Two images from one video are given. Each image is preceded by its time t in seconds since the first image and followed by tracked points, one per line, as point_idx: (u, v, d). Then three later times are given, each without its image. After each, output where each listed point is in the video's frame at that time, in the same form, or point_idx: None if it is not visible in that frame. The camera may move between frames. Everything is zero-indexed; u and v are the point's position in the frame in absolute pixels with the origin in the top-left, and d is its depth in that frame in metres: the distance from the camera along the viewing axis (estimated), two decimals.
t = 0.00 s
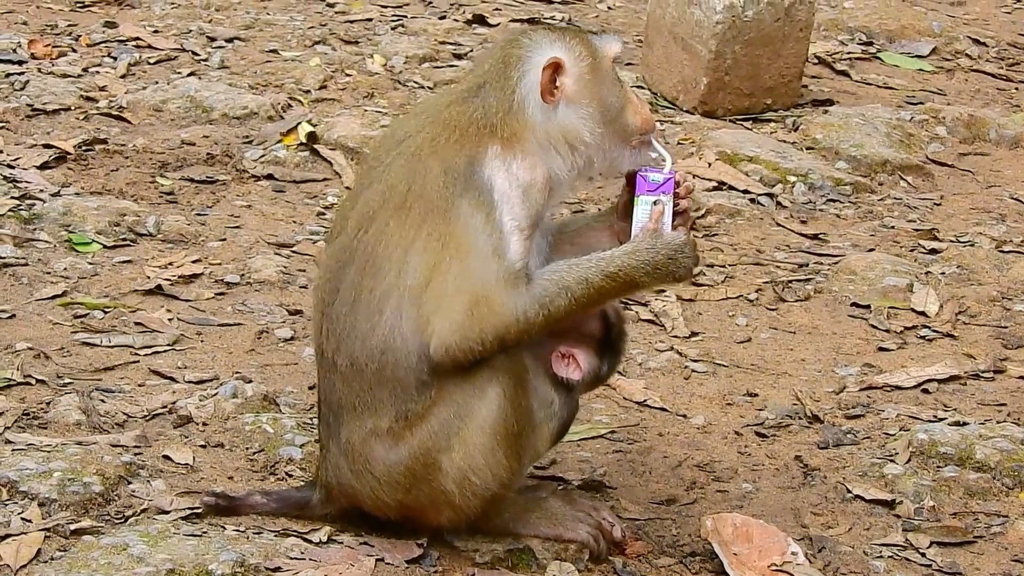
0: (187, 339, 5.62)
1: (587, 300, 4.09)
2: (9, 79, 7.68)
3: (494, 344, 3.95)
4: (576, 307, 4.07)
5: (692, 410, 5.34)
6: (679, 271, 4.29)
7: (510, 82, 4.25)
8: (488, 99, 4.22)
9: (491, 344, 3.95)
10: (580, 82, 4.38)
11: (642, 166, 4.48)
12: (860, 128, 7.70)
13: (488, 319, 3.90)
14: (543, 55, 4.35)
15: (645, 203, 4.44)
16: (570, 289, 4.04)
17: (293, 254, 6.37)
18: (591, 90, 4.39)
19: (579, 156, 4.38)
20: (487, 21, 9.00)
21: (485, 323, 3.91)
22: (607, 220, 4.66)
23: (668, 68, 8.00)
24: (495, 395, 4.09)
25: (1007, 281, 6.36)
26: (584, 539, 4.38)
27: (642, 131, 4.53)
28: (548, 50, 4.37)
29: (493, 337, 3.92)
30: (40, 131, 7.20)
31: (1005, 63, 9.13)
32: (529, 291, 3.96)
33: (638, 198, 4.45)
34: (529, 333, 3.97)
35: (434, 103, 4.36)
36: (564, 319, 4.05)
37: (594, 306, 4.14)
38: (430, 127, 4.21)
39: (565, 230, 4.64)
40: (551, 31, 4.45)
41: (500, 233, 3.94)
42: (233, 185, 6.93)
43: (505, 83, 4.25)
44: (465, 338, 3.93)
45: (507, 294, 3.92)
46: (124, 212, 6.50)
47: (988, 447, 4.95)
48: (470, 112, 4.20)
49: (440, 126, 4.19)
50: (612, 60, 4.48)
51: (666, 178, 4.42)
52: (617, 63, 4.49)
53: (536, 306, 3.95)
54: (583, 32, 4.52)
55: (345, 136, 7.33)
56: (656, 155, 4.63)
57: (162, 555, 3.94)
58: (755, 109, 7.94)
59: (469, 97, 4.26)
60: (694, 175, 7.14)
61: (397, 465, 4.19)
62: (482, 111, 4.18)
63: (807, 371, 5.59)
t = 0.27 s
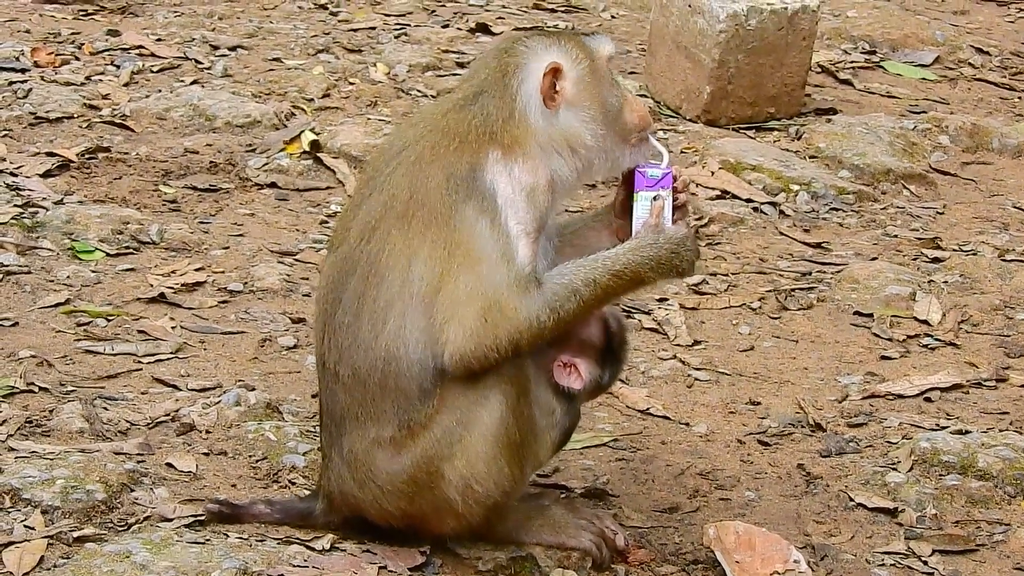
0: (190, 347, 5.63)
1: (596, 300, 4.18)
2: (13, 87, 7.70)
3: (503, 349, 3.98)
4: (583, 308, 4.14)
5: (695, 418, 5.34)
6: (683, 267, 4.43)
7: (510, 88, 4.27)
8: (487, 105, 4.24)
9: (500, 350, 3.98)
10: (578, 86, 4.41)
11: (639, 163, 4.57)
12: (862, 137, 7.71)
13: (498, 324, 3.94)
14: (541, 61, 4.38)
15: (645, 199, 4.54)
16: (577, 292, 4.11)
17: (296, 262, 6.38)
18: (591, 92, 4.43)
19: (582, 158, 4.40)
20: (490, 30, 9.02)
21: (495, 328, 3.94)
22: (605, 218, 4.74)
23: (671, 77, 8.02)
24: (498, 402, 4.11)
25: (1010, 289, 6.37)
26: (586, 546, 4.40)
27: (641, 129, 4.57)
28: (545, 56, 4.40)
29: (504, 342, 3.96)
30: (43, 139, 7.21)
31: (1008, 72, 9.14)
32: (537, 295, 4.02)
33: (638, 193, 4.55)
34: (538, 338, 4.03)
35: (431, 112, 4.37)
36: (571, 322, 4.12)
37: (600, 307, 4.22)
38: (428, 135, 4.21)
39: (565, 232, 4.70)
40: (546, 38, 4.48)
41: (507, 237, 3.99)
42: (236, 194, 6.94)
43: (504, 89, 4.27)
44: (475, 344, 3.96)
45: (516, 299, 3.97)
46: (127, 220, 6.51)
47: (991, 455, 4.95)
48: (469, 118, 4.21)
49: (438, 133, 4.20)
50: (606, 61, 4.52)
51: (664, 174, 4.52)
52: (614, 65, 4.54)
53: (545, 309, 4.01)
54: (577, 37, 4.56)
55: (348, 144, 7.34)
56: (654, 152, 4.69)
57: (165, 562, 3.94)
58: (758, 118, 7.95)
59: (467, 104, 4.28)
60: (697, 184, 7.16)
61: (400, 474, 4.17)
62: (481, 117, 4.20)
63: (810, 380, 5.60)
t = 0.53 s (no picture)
0: (191, 351, 5.63)
1: (596, 299, 4.19)
2: (13, 91, 7.70)
3: (505, 353, 3.99)
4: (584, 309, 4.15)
5: (696, 422, 5.35)
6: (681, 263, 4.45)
7: (505, 92, 4.28)
8: (482, 108, 4.24)
9: (503, 353, 3.99)
10: (572, 88, 4.45)
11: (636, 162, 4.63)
12: (863, 141, 7.72)
13: (500, 328, 3.96)
14: (535, 64, 4.39)
15: (642, 197, 4.59)
16: (578, 293, 4.13)
17: (297, 266, 6.39)
18: (585, 95, 4.48)
19: (578, 160, 4.45)
20: (490, 34, 9.03)
21: (498, 332, 3.96)
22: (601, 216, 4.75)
23: (672, 80, 8.03)
24: (498, 406, 4.11)
25: (1011, 293, 6.37)
26: (587, 550, 4.41)
27: (634, 130, 4.63)
28: (539, 59, 4.42)
29: (507, 345, 3.98)
30: (44, 143, 7.21)
31: (1008, 76, 9.15)
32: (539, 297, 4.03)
33: (636, 191, 4.60)
34: (540, 340, 4.05)
35: (425, 117, 4.37)
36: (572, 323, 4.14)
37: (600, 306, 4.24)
38: (425, 139, 4.22)
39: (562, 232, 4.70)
40: (536, 41, 4.49)
41: (506, 240, 3.99)
42: (237, 198, 6.94)
43: (498, 92, 4.28)
44: (477, 348, 3.97)
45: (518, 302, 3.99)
46: (128, 223, 6.52)
47: (992, 459, 4.96)
48: (465, 122, 4.21)
49: (435, 138, 4.20)
50: (597, 65, 4.57)
51: (660, 172, 4.57)
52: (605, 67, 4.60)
53: (547, 311, 4.03)
54: (567, 40, 4.58)
55: (348, 148, 7.34)
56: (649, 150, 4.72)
57: (166, 566, 3.94)
58: (759, 122, 7.96)
59: (461, 108, 4.28)
60: (698, 188, 7.16)
61: (402, 479, 4.17)
62: (476, 121, 4.20)
63: (811, 383, 5.60)
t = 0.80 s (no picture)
0: (193, 354, 5.63)
1: (597, 301, 4.19)
2: (15, 94, 7.71)
3: (509, 356, 4.00)
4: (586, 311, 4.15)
5: (698, 425, 5.35)
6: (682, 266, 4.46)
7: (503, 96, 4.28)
8: (479, 112, 4.25)
9: (505, 357, 4.00)
10: (571, 91, 4.45)
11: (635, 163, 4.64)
12: (864, 143, 7.72)
13: (504, 331, 3.96)
14: (533, 68, 4.39)
15: (643, 199, 4.60)
16: (579, 296, 4.13)
17: (299, 269, 6.39)
18: (584, 98, 4.48)
19: (577, 162, 4.46)
20: (492, 36, 9.02)
21: (501, 335, 3.96)
22: (600, 217, 4.75)
23: (673, 82, 8.04)
24: (500, 410, 4.11)
25: (1013, 296, 6.37)
26: (590, 554, 4.41)
27: (634, 132, 4.63)
28: (538, 62, 4.42)
29: (510, 348, 3.99)
30: (45, 146, 7.21)
31: (1009, 78, 9.14)
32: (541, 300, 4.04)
33: (636, 193, 4.61)
34: (542, 343, 4.06)
35: (424, 121, 4.37)
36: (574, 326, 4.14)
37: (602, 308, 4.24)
38: (424, 143, 4.21)
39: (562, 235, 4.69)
40: (534, 44, 4.49)
41: (506, 244, 4.00)
42: (238, 201, 6.94)
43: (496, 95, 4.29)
44: (480, 353, 3.97)
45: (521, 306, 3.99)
46: (130, 227, 6.52)
47: (994, 462, 4.96)
48: (464, 125, 4.21)
49: (435, 141, 4.20)
50: (596, 66, 4.57)
51: (660, 173, 4.59)
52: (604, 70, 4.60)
53: (548, 314, 4.04)
54: (565, 42, 4.58)
55: (350, 151, 7.35)
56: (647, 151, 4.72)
57: (169, 570, 3.95)
58: (760, 124, 7.96)
59: (460, 112, 4.28)
60: (699, 191, 7.17)
61: (404, 484, 4.17)
62: (475, 124, 4.21)
63: (813, 386, 5.60)
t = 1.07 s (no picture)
0: (192, 356, 5.63)
1: (598, 304, 4.20)
2: (14, 96, 7.71)
3: (511, 358, 4.01)
4: (587, 313, 4.16)
5: (697, 427, 5.35)
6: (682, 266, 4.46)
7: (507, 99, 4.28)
8: (482, 114, 4.25)
9: (508, 359, 4.01)
10: (574, 95, 4.45)
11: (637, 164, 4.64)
12: (864, 147, 7.73)
13: (507, 333, 3.97)
14: (536, 71, 4.40)
15: (644, 199, 4.59)
16: (580, 298, 4.14)
17: (298, 271, 6.39)
18: (587, 101, 4.48)
19: (580, 165, 4.45)
20: (491, 39, 9.03)
21: (504, 337, 3.97)
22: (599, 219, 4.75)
23: (672, 85, 8.04)
24: (500, 413, 4.12)
25: (1013, 299, 6.38)
26: (590, 556, 4.41)
27: (637, 134, 4.63)
28: (542, 65, 4.42)
29: (513, 350, 3.99)
30: (45, 149, 7.22)
31: (1009, 82, 9.15)
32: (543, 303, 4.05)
33: (638, 194, 4.60)
34: (544, 345, 4.07)
35: (425, 123, 4.37)
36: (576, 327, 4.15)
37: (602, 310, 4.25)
38: (427, 145, 4.21)
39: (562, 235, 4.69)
40: (537, 47, 4.49)
41: (507, 246, 4.00)
42: (238, 203, 6.94)
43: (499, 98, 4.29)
44: (482, 355, 3.98)
45: (523, 308, 4.00)
46: (129, 229, 6.52)
47: (993, 465, 4.96)
48: (467, 128, 4.22)
49: (437, 143, 4.20)
50: (600, 69, 4.57)
51: (662, 174, 4.59)
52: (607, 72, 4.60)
53: (551, 316, 4.04)
54: (569, 45, 4.58)
55: (349, 153, 7.35)
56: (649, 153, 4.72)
57: (169, 571, 3.95)
58: (760, 127, 7.97)
59: (462, 115, 4.29)
60: (699, 194, 7.17)
61: (405, 486, 4.17)
62: (477, 126, 4.21)
63: (812, 389, 5.60)
